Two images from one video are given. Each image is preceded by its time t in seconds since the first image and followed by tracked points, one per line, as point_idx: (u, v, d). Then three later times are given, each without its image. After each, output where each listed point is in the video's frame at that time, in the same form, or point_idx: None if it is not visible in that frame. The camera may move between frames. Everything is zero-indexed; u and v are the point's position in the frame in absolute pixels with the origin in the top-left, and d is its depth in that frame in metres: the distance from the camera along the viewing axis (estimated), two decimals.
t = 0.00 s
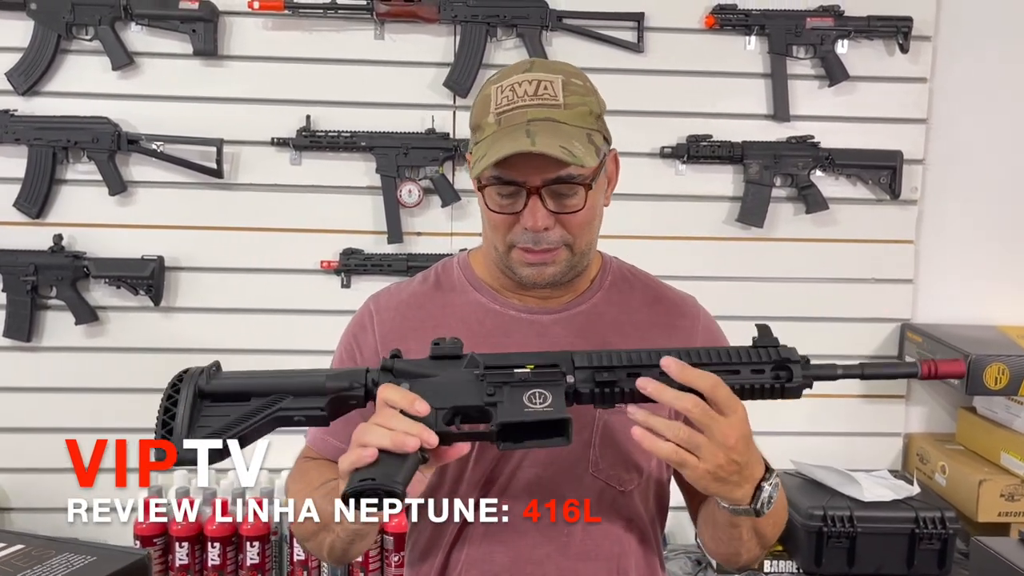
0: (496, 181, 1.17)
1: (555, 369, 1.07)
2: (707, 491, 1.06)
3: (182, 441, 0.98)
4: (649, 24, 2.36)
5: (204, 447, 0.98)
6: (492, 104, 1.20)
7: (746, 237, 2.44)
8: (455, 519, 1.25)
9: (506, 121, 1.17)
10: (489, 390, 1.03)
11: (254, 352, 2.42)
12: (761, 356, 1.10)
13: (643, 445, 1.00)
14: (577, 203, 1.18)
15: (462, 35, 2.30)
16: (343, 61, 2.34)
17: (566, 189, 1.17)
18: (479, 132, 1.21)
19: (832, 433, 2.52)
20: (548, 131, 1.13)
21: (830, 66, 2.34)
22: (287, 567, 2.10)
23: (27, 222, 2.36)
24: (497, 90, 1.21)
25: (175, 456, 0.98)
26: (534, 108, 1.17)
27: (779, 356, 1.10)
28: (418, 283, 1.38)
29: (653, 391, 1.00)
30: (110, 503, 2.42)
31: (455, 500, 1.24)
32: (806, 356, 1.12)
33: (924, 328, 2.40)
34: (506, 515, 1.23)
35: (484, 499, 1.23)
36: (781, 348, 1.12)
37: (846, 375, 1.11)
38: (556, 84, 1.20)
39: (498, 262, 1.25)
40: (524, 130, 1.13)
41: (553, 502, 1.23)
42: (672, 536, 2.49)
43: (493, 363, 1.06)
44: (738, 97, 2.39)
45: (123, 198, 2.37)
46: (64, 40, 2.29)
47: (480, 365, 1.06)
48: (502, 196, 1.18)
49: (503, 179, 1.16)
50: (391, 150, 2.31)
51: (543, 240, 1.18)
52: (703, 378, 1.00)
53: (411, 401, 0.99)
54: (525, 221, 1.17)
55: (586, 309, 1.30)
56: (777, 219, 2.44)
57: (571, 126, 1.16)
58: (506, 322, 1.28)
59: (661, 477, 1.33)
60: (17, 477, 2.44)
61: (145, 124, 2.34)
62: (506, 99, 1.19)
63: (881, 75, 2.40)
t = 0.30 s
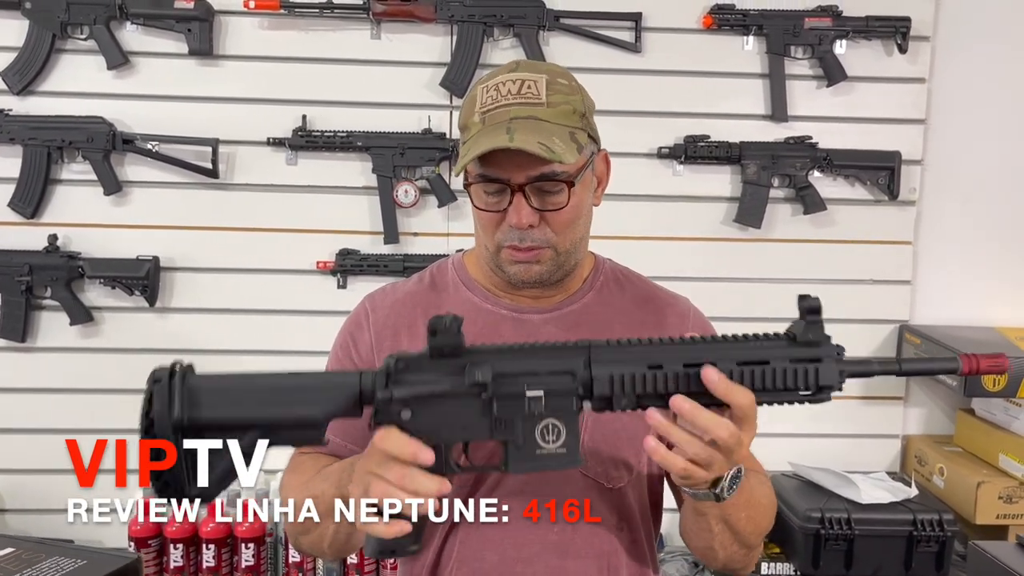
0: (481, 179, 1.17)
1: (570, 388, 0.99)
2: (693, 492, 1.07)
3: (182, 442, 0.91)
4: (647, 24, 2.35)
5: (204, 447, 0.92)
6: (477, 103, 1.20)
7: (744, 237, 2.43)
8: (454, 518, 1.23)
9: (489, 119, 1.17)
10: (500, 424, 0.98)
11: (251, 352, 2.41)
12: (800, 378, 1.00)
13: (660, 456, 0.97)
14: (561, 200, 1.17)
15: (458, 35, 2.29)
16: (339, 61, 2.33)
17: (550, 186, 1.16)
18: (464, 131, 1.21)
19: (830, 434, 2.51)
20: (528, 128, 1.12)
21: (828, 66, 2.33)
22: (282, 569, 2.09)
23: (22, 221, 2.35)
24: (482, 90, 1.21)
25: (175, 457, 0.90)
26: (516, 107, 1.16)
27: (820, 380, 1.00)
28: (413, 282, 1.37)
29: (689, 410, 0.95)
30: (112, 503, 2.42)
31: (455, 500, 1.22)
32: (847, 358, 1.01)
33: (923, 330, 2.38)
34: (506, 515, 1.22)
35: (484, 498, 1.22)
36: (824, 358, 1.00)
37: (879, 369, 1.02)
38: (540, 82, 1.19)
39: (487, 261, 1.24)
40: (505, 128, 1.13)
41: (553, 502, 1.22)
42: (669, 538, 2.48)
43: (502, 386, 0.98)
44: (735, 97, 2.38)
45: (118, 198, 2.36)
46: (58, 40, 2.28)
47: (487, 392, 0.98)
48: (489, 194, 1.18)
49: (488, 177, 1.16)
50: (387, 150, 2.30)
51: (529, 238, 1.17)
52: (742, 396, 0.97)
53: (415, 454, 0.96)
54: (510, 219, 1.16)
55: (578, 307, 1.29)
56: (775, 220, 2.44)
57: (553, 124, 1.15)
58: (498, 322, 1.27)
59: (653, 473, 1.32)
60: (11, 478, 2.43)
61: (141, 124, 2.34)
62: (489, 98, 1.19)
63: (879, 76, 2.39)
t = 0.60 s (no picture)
0: (478, 174, 1.16)
1: (545, 455, 0.96)
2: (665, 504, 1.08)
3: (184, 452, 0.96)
4: (646, 23, 2.35)
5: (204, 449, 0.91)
6: (475, 99, 1.20)
7: (743, 237, 2.43)
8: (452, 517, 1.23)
9: (486, 114, 1.16)
10: (480, 490, 0.95)
11: (249, 352, 2.41)
12: (773, 418, 0.98)
13: (628, 493, 0.97)
14: (558, 195, 1.17)
15: (457, 33, 2.28)
16: (337, 59, 2.32)
17: (547, 182, 1.15)
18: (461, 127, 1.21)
19: (829, 434, 2.51)
20: (524, 122, 1.12)
21: (828, 65, 2.32)
22: (279, 569, 2.09)
23: (19, 220, 2.34)
24: (480, 85, 1.20)
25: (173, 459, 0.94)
26: (513, 102, 1.15)
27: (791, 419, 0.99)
28: (412, 281, 1.36)
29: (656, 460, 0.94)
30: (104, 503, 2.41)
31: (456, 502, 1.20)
32: (813, 388, 0.98)
33: (922, 330, 2.38)
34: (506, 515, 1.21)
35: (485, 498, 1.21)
36: (793, 395, 0.98)
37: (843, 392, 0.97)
38: (538, 78, 1.18)
39: (484, 259, 1.23)
40: (501, 122, 1.12)
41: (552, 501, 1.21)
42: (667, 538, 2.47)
43: (477, 463, 0.94)
44: (734, 96, 2.37)
45: (115, 196, 2.35)
46: (55, 37, 2.27)
47: (463, 471, 0.93)
48: (485, 190, 1.17)
49: (484, 172, 1.16)
50: (385, 149, 2.30)
51: (525, 234, 1.17)
52: (711, 446, 0.94)
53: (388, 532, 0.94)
54: (506, 215, 1.16)
55: (576, 306, 1.28)
56: (774, 219, 2.43)
57: (550, 119, 1.15)
58: (496, 321, 1.27)
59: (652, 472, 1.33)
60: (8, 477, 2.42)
61: (138, 122, 2.33)
62: (486, 94, 1.19)
63: (879, 75, 2.38)
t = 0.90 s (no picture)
0: (479, 177, 1.16)
1: (550, 468, 0.96)
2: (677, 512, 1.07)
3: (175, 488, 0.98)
4: (646, 21, 2.34)
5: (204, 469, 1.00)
6: (474, 102, 1.19)
7: (743, 235, 2.43)
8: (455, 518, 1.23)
9: (487, 117, 1.15)
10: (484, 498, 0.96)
11: (249, 350, 2.41)
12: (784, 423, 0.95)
13: (637, 499, 0.97)
14: (559, 197, 1.16)
15: (457, 31, 2.28)
16: (338, 57, 2.32)
17: (548, 184, 1.15)
18: (461, 130, 1.20)
19: (829, 434, 2.51)
20: (526, 126, 1.11)
21: (828, 63, 2.32)
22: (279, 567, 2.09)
23: (19, 218, 2.35)
24: (478, 89, 1.20)
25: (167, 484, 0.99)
26: (513, 105, 1.15)
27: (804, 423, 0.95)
28: (409, 281, 1.36)
29: (667, 467, 0.93)
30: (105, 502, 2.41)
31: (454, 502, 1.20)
32: (828, 389, 0.94)
33: (922, 328, 2.37)
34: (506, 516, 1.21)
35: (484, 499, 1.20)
36: (807, 398, 0.94)
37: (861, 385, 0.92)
38: (536, 80, 1.18)
39: (484, 260, 1.23)
40: (503, 127, 1.12)
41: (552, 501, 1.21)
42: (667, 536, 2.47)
43: (480, 477, 0.95)
44: (735, 94, 2.37)
45: (116, 194, 2.35)
46: (55, 35, 2.27)
47: (468, 487, 0.94)
48: (486, 193, 1.17)
49: (486, 175, 1.15)
50: (385, 147, 2.30)
51: (528, 235, 1.17)
52: (721, 452, 0.93)
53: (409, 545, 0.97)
54: (508, 217, 1.15)
55: (573, 304, 1.28)
56: (774, 218, 2.43)
57: (551, 122, 1.14)
58: (493, 319, 1.26)
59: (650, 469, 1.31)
60: (8, 475, 2.43)
61: (139, 120, 2.33)
62: (485, 97, 1.18)
63: (879, 73, 2.38)
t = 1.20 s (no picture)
0: (486, 177, 1.14)
1: (554, 477, 0.98)
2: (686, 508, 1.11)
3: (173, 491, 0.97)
4: (649, 18, 2.34)
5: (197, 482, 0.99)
6: (479, 101, 1.18)
7: (745, 233, 2.42)
8: (455, 519, 1.22)
9: (494, 117, 1.14)
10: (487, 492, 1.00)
11: (250, 347, 2.40)
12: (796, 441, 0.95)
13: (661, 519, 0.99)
14: (566, 195, 1.16)
15: (459, 29, 2.27)
16: (339, 54, 2.32)
17: (556, 182, 1.15)
18: (465, 128, 1.19)
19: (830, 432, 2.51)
20: (537, 126, 1.11)
21: (830, 60, 2.32)
22: (281, 564, 2.09)
23: (20, 215, 2.35)
24: (482, 88, 1.18)
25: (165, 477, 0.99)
26: (521, 104, 1.15)
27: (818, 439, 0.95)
28: (410, 277, 1.35)
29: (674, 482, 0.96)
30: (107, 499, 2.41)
31: (453, 501, 1.20)
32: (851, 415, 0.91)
33: (924, 326, 2.37)
34: (506, 516, 1.21)
35: (484, 498, 1.20)
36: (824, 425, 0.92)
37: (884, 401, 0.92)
38: (541, 79, 1.18)
39: (489, 258, 1.23)
40: (513, 126, 1.11)
41: (552, 502, 1.21)
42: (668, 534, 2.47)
43: (485, 482, 0.97)
44: (737, 92, 2.37)
45: (117, 191, 2.35)
46: (57, 32, 2.27)
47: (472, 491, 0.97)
48: (493, 191, 1.16)
49: (493, 175, 1.14)
50: (386, 145, 2.29)
51: (535, 233, 1.16)
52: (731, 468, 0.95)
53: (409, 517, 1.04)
54: (516, 216, 1.15)
55: (573, 301, 1.28)
56: (776, 215, 2.42)
57: (558, 121, 1.14)
58: (493, 315, 1.26)
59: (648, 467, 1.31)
60: (10, 472, 2.43)
61: (140, 117, 2.33)
62: (491, 95, 1.17)
63: (881, 71, 2.38)
